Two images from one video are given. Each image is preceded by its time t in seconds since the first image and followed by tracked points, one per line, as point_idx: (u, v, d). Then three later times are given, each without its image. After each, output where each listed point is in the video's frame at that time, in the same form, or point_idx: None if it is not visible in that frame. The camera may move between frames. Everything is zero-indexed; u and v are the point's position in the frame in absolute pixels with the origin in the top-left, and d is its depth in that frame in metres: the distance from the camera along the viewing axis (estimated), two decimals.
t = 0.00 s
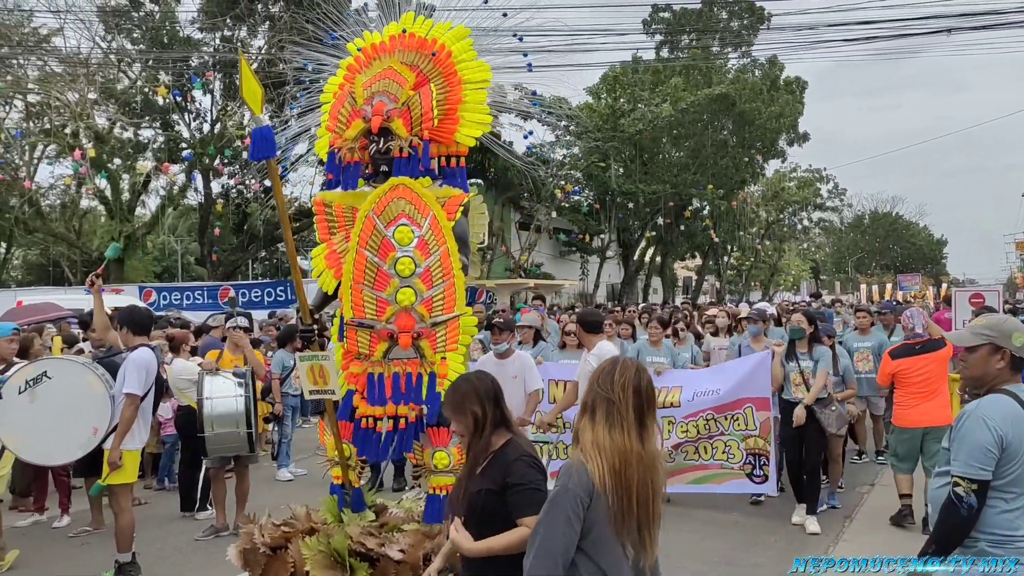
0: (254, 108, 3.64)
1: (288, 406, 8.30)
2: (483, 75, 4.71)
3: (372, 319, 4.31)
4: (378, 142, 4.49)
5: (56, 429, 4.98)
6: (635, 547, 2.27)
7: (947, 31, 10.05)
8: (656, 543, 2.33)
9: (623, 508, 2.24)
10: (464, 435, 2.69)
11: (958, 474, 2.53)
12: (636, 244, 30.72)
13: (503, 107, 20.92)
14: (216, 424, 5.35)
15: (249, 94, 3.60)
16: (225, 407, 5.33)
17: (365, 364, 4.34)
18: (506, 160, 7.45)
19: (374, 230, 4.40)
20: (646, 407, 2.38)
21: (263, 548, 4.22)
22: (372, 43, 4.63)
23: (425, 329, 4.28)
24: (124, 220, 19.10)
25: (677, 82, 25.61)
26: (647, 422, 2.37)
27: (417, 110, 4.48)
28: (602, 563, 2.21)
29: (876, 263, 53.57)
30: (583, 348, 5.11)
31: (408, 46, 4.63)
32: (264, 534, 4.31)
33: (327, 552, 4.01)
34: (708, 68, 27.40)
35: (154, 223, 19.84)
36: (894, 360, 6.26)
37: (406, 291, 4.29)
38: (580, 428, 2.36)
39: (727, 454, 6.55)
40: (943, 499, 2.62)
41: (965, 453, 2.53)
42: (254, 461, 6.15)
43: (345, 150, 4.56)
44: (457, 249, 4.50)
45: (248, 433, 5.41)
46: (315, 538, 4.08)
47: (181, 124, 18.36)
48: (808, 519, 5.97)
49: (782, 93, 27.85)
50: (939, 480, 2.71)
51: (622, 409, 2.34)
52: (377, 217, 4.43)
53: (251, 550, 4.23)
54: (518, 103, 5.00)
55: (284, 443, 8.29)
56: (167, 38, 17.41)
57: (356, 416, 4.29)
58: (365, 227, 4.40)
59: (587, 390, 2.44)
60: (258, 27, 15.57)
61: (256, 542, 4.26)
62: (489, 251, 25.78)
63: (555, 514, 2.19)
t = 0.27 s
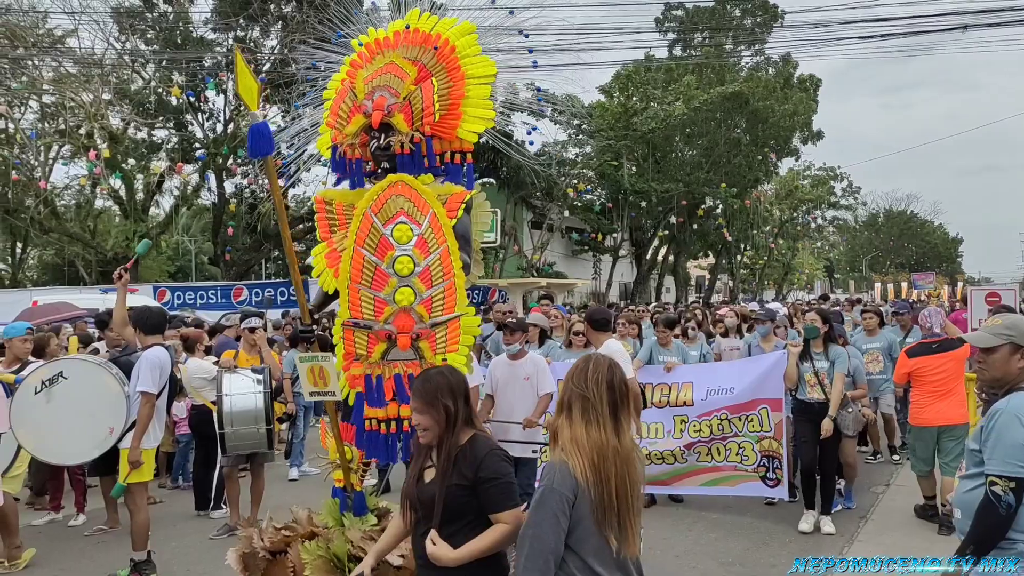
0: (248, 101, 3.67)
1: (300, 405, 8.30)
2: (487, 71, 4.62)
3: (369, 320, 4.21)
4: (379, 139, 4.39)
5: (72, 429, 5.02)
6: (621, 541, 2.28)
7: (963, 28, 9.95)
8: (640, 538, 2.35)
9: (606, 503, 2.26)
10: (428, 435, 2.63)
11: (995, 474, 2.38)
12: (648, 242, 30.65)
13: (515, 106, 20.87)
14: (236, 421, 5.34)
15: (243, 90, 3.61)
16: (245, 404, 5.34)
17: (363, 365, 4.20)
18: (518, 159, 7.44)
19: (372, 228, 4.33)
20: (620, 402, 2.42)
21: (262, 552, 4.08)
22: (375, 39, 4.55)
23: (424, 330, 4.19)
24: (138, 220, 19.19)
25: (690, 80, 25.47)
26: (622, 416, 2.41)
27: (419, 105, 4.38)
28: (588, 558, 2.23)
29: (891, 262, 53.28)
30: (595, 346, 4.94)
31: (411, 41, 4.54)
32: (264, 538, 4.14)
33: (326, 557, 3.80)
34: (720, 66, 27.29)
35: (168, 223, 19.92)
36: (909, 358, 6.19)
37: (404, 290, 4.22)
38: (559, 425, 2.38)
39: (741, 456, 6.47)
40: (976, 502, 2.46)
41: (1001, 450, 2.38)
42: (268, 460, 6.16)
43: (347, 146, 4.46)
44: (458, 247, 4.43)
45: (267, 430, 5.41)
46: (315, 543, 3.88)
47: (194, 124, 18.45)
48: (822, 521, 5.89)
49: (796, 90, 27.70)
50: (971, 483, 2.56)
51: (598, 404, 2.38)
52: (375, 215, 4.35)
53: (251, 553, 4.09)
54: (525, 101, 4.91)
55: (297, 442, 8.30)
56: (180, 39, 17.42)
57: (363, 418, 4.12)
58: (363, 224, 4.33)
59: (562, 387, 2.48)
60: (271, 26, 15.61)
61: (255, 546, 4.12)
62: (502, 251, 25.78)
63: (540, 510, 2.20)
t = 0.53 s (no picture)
0: (242, 98, 3.66)
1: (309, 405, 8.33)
2: (486, 65, 4.52)
3: (365, 321, 4.07)
4: (377, 136, 4.28)
5: (85, 427, 5.04)
6: (613, 530, 2.44)
7: (974, 26, 9.91)
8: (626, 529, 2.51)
9: (601, 495, 2.42)
10: (404, 437, 2.64)
11: None
12: (657, 241, 30.64)
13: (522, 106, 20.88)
14: (245, 420, 5.36)
15: (236, 87, 3.60)
16: (255, 403, 5.35)
17: (360, 367, 4.05)
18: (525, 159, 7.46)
19: (366, 226, 4.20)
20: (609, 402, 2.60)
21: (258, 556, 4.14)
22: (372, 33, 4.43)
23: (420, 331, 4.01)
24: (148, 220, 19.25)
25: (699, 79, 25.42)
26: (612, 414, 2.59)
27: (416, 101, 4.27)
28: (583, 545, 2.38)
29: (900, 261, 53.08)
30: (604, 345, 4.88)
31: (408, 35, 4.42)
32: (261, 541, 4.19)
33: (322, 561, 3.81)
34: (729, 65, 27.23)
35: (177, 223, 19.99)
36: (919, 358, 6.24)
37: (401, 291, 4.06)
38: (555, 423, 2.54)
39: (747, 457, 6.43)
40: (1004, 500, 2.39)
41: None
42: (278, 460, 6.17)
43: (344, 144, 4.37)
44: (457, 245, 4.26)
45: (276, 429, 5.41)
46: (312, 546, 3.91)
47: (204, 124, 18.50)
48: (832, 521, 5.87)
49: (805, 89, 27.62)
50: (997, 486, 2.52)
51: (592, 404, 2.56)
52: (371, 214, 4.23)
53: (247, 558, 4.16)
54: (522, 96, 4.87)
55: (306, 442, 8.33)
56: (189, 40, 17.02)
57: (362, 420, 4.00)
58: (359, 223, 4.20)
59: (553, 387, 2.65)
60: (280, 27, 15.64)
61: (252, 550, 4.18)
62: (511, 250, 25.82)
63: (542, 501, 2.35)
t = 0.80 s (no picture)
0: (235, 93, 3.66)
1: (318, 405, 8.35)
2: (487, 61, 4.43)
3: (359, 321, 4.05)
4: (374, 132, 4.23)
5: (98, 428, 5.07)
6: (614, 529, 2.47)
7: (984, 24, 9.87)
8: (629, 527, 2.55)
9: (606, 494, 2.45)
10: (370, 430, 2.52)
11: None
12: (665, 241, 30.64)
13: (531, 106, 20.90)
14: (250, 419, 5.35)
15: (228, 81, 3.61)
16: (260, 402, 5.33)
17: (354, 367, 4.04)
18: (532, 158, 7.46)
19: (362, 225, 4.18)
20: (612, 403, 2.63)
21: (254, 561, 4.14)
22: (372, 29, 4.39)
23: (416, 331, 3.97)
24: (158, 220, 19.33)
25: (707, 78, 25.42)
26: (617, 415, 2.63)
27: (415, 97, 4.21)
28: (586, 545, 2.41)
29: (910, 260, 52.92)
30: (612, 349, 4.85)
31: (408, 31, 4.37)
32: (256, 545, 4.20)
33: (319, 566, 3.78)
34: (738, 65, 27.17)
35: (187, 223, 20.06)
36: (926, 355, 6.22)
37: (396, 290, 4.01)
38: (565, 422, 2.56)
39: (752, 461, 6.38)
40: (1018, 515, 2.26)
41: None
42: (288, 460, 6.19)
43: (342, 141, 4.35)
44: (454, 245, 4.20)
45: (280, 429, 5.37)
46: (307, 552, 3.85)
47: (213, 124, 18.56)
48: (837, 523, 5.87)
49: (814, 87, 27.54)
50: (1015, 488, 2.39)
51: (598, 404, 2.59)
52: (366, 212, 4.20)
53: (242, 562, 4.16)
54: (526, 96, 4.88)
55: (314, 442, 8.36)
56: (199, 41, 17.28)
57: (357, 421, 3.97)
58: (354, 222, 4.18)
59: (558, 381, 2.65)
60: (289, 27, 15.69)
61: (247, 555, 4.18)
62: (519, 249, 25.87)
63: (549, 497, 2.35)
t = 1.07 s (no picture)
0: (227, 89, 3.74)
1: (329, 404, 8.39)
2: (487, 56, 4.47)
3: (355, 323, 4.12)
4: (372, 129, 4.29)
5: (112, 429, 5.10)
6: (611, 523, 2.55)
7: (998, 22, 9.80)
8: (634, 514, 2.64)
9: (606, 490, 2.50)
10: (338, 436, 2.47)
11: None
12: (676, 241, 30.59)
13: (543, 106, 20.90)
14: (249, 419, 5.03)
15: (223, 81, 3.70)
16: (256, 401, 5.01)
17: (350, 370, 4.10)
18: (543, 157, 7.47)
19: (357, 224, 4.24)
20: (601, 400, 2.68)
21: (249, 567, 4.21)
22: (370, 25, 4.44)
23: (413, 333, 4.03)
24: (171, 220, 19.42)
25: (719, 77, 25.36)
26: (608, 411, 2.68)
27: (413, 93, 4.25)
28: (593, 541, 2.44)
29: (923, 260, 52.67)
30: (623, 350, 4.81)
31: (407, 26, 4.41)
32: (251, 553, 4.27)
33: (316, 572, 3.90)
34: (749, 64, 27.07)
35: (200, 223, 20.15)
36: (937, 354, 6.18)
37: (393, 291, 4.07)
38: (567, 420, 2.57)
39: (762, 466, 6.25)
40: None
41: None
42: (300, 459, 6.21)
43: (339, 138, 4.41)
44: (453, 244, 4.22)
45: (280, 431, 5.04)
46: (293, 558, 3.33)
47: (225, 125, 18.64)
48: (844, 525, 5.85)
49: (826, 86, 27.42)
50: None
51: (593, 401, 2.62)
52: (362, 211, 4.24)
53: (238, 568, 4.22)
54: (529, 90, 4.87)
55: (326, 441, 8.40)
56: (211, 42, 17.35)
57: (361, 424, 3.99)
58: (350, 221, 4.24)
59: (556, 376, 2.62)
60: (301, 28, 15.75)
61: (243, 561, 4.24)
62: (530, 250, 25.89)
63: (563, 498, 2.35)
